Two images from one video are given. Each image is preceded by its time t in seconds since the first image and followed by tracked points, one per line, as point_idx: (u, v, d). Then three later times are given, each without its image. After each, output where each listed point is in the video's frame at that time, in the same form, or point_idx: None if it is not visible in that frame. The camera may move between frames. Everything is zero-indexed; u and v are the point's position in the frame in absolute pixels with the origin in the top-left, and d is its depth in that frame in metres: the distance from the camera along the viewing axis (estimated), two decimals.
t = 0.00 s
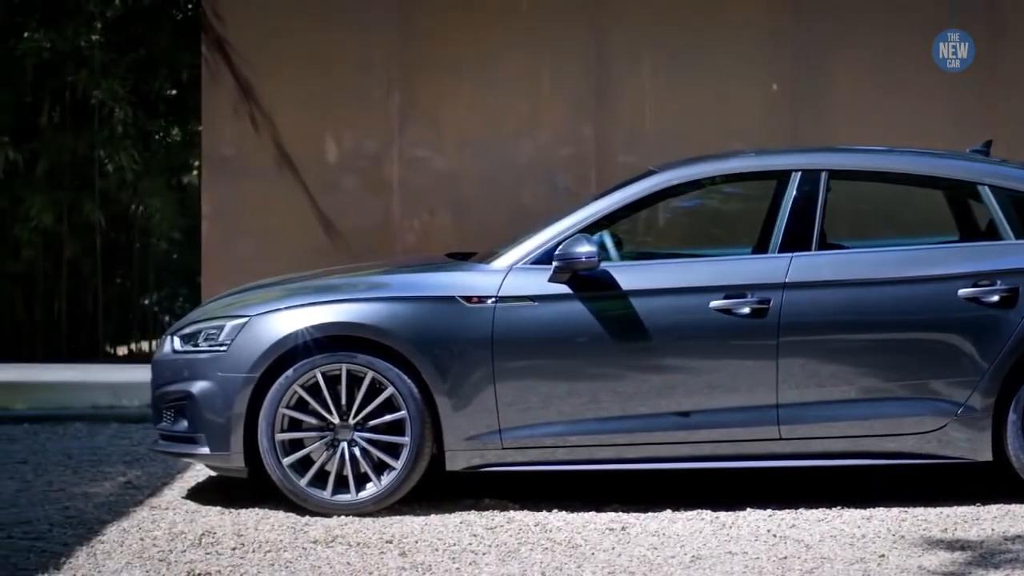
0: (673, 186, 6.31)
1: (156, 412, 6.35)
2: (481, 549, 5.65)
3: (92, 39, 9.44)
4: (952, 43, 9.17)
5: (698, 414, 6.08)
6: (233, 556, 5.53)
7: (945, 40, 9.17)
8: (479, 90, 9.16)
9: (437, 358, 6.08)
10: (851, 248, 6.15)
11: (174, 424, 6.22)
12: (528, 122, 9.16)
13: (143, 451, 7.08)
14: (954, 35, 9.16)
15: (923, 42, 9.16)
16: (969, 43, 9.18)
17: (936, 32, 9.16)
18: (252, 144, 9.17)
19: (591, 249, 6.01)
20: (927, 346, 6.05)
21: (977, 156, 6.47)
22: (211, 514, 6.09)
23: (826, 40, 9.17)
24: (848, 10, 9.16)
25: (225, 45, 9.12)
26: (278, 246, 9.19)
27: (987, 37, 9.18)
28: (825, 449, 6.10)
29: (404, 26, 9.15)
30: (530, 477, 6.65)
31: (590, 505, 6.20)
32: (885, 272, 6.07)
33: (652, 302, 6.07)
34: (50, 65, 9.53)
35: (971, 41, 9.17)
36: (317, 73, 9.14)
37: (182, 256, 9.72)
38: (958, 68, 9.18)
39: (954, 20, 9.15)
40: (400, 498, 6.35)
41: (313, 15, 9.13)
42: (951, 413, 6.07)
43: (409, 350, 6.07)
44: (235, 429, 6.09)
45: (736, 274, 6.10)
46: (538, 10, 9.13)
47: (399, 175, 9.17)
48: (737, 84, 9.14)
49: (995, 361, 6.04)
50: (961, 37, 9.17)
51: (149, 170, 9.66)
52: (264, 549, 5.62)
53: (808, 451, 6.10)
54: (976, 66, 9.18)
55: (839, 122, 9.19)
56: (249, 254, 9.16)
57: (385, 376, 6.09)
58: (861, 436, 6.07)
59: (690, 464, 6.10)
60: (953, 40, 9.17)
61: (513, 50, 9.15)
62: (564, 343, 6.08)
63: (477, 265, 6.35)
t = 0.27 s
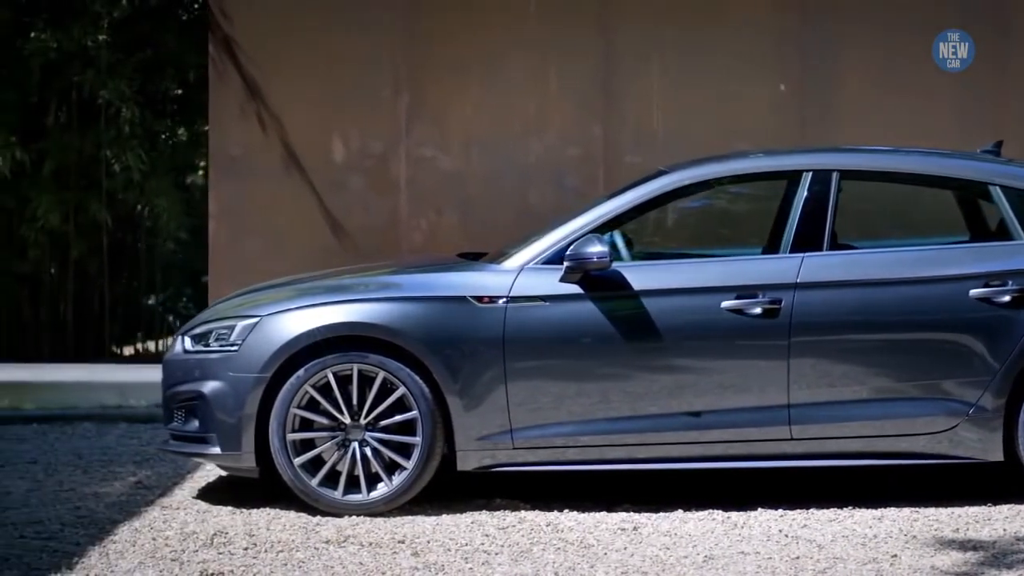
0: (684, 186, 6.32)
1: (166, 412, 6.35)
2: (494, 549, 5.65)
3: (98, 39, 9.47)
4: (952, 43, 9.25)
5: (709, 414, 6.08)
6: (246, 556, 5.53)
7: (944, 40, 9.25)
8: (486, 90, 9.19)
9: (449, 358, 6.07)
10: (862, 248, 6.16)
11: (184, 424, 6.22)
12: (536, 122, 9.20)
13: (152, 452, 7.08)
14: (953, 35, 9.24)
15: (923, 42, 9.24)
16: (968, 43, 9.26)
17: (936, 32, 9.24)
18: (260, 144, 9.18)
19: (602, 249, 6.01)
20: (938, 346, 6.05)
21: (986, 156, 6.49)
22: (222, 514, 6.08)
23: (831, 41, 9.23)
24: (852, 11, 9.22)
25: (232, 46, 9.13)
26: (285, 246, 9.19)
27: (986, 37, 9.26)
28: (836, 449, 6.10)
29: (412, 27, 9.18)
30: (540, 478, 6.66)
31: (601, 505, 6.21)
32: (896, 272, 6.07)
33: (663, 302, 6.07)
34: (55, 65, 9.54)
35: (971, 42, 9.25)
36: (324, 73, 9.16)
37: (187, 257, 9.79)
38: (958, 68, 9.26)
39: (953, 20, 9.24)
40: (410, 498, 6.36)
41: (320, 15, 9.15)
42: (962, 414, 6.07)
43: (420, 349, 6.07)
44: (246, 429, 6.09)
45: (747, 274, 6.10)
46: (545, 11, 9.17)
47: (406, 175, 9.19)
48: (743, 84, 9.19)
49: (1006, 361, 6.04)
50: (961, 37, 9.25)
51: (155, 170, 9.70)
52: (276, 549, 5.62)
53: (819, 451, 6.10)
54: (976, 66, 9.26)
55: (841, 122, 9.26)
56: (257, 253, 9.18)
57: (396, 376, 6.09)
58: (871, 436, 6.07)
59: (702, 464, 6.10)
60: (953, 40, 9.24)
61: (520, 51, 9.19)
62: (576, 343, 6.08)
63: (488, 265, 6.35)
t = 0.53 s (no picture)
0: (695, 186, 6.33)
1: (177, 412, 6.35)
2: (506, 548, 5.65)
3: (105, 39, 9.45)
4: (952, 43, 9.26)
5: (720, 414, 6.08)
6: (259, 556, 5.53)
7: (945, 40, 9.26)
8: (493, 90, 9.22)
9: (460, 358, 6.07)
10: (873, 248, 6.16)
11: (195, 424, 6.23)
12: (542, 123, 9.22)
13: (161, 452, 7.09)
14: (953, 35, 9.25)
15: (923, 42, 9.25)
16: (969, 43, 9.26)
17: (936, 32, 9.24)
18: (266, 144, 9.20)
19: (613, 249, 6.01)
20: (950, 346, 6.05)
21: (996, 156, 6.51)
22: (233, 514, 6.08)
23: (835, 41, 9.23)
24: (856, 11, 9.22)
25: (239, 46, 9.17)
26: (291, 246, 9.22)
27: (986, 37, 9.27)
28: (847, 449, 6.10)
29: (417, 26, 9.19)
30: (551, 478, 6.67)
31: (612, 505, 6.21)
32: (906, 272, 6.08)
33: (675, 302, 6.08)
34: (61, 64, 9.55)
35: (971, 42, 9.26)
36: (331, 73, 9.18)
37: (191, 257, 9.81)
38: (958, 68, 9.27)
39: (954, 21, 9.25)
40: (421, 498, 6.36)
41: (326, 16, 9.17)
42: (974, 414, 6.08)
43: (431, 349, 6.07)
44: (257, 429, 6.09)
45: (759, 274, 6.10)
46: (549, 11, 9.19)
47: (412, 175, 9.22)
48: (747, 84, 9.20)
49: (1017, 362, 6.05)
50: (961, 37, 9.25)
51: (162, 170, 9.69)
52: (289, 549, 5.62)
53: (830, 451, 6.10)
54: (976, 66, 9.27)
55: (847, 123, 9.27)
56: (263, 254, 9.20)
57: (408, 376, 6.09)
58: (882, 437, 6.08)
59: (713, 464, 6.10)
60: (953, 41, 9.25)
61: (526, 51, 9.21)
62: (587, 343, 6.08)
63: (499, 265, 6.35)
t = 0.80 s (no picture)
0: (704, 186, 6.33)
1: (187, 412, 6.35)
2: (517, 548, 5.65)
3: (110, 38, 9.46)
4: (952, 43, 9.28)
5: (731, 413, 6.09)
6: (270, 556, 5.52)
7: (945, 40, 9.28)
8: (498, 90, 9.22)
9: (470, 357, 6.08)
10: (882, 248, 6.17)
11: (205, 423, 6.23)
12: (548, 123, 9.22)
13: (169, 452, 7.08)
14: (953, 35, 9.27)
15: (923, 42, 9.27)
16: (969, 43, 9.28)
17: (936, 32, 9.26)
18: (272, 144, 9.22)
19: (623, 249, 6.01)
20: (959, 346, 6.06)
21: (1006, 156, 6.51)
22: (243, 513, 6.08)
23: (838, 41, 9.24)
24: (859, 12, 9.24)
25: (244, 46, 9.17)
26: (297, 246, 9.23)
27: (986, 38, 9.29)
28: (856, 448, 6.11)
29: (420, 26, 9.21)
30: (560, 477, 6.68)
31: (622, 504, 6.22)
32: (916, 272, 6.08)
33: (685, 302, 6.08)
34: (66, 64, 9.52)
35: (971, 42, 9.28)
36: (336, 72, 9.20)
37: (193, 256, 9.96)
38: (958, 68, 9.29)
39: (953, 21, 9.27)
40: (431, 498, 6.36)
41: (330, 16, 9.19)
42: (983, 413, 6.08)
43: (441, 348, 6.08)
44: (267, 429, 6.09)
45: (768, 274, 6.11)
46: (553, 11, 9.21)
47: (417, 176, 9.23)
48: (751, 85, 9.21)
49: None
50: (961, 37, 9.28)
51: (167, 170, 9.69)
52: (300, 548, 5.62)
53: (840, 451, 6.11)
54: (976, 66, 9.29)
55: (851, 123, 9.29)
56: (269, 254, 9.20)
57: (418, 375, 6.09)
58: (891, 436, 6.09)
59: (722, 463, 6.11)
60: (953, 41, 9.28)
61: (530, 51, 9.22)
62: (597, 343, 6.08)
63: (509, 265, 6.36)
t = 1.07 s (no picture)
0: (711, 186, 6.34)
1: (194, 411, 6.36)
2: (526, 547, 5.65)
3: (114, 37, 9.49)
4: (952, 43, 9.29)
5: (739, 413, 6.09)
6: (279, 555, 5.52)
7: (944, 40, 9.29)
8: (502, 90, 9.25)
9: (478, 357, 6.08)
10: (890, 247, 6.18)
11: (213, 423, 6.23)
12: (552, 124, 9.26)
13: (176, 451, 7.09)
14: (953, 35, 9.28)
15: (923, 43, 9.28)
16: (968, 43, 9.29)
17: (936, 33, 9.28)
18: (276, 144, 9.28)
19: (631, 248, 6.01)
20: (967, 345, 6.07)
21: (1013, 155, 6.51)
22: (251, 513, 6.08)
23: (840, 41, 9.25)
24: (861, 11, 9.25)
25: (248, 46, 9.23)
26: (301, 246, 9.29)
27: (986, 37, 9.30)
28: (863, 448, 6.11)
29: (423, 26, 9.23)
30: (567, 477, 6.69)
31: (630, 504, 6.23)
32: (923, 272, 6.09)
33: (693, 302, 6.09)
34: (71, 63, 9.54)
35: (971, 42, 9.29)
36: (341, 73, 9.24)
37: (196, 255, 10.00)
38: (958, 68, 9.30)
39: (953, 21, 9.28)
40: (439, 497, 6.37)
41: (334, 16, 9.22)
42: (991, 413, 6.09)
43: (449, 348, 6.08)
44: (275, 428, 6.09)
45: (777, 273, 6.11)
46: (556, 11, 9.22)
47: (421, 176, 9.28)
48: (753, 85, 9.23)
49: None
50: (961, 37, 9.29)
51: (170, 170, 9.71)
52: (309, 547, 5.62)
53: (847, 451, 6.12)
54: (976, 66, 9.30)
55: (854, 123, 9.30)
56: (274, 253, 9.29)
57: (426, 375, 6.09)
58: (899, 436, 6.09)
59: (730, 463, 6.11)
60: (953, 41, 9.29)
61: (534, 51, 9.24)
62: (605, 343, 6.09)
63: (517, 265, 6.36)
